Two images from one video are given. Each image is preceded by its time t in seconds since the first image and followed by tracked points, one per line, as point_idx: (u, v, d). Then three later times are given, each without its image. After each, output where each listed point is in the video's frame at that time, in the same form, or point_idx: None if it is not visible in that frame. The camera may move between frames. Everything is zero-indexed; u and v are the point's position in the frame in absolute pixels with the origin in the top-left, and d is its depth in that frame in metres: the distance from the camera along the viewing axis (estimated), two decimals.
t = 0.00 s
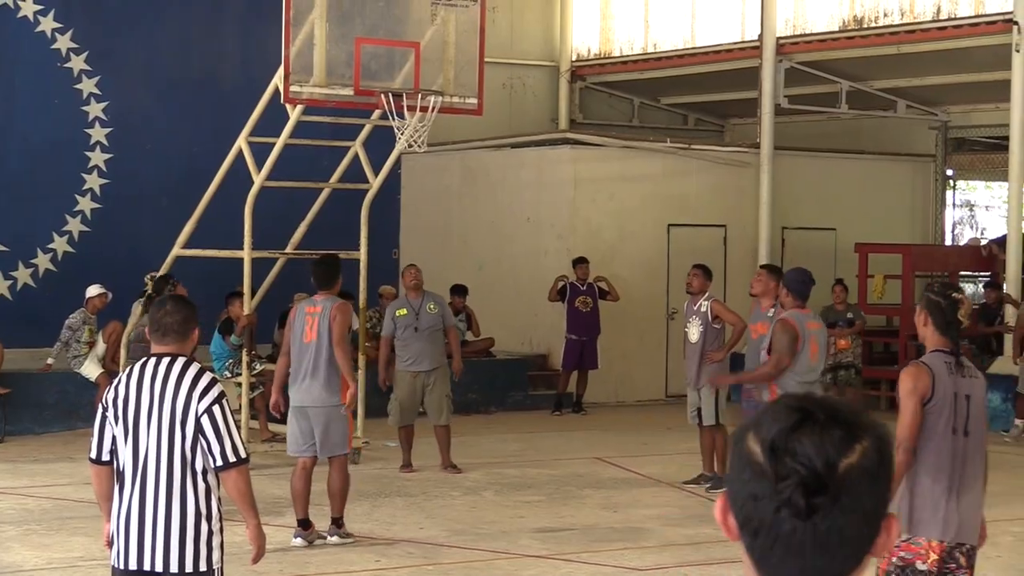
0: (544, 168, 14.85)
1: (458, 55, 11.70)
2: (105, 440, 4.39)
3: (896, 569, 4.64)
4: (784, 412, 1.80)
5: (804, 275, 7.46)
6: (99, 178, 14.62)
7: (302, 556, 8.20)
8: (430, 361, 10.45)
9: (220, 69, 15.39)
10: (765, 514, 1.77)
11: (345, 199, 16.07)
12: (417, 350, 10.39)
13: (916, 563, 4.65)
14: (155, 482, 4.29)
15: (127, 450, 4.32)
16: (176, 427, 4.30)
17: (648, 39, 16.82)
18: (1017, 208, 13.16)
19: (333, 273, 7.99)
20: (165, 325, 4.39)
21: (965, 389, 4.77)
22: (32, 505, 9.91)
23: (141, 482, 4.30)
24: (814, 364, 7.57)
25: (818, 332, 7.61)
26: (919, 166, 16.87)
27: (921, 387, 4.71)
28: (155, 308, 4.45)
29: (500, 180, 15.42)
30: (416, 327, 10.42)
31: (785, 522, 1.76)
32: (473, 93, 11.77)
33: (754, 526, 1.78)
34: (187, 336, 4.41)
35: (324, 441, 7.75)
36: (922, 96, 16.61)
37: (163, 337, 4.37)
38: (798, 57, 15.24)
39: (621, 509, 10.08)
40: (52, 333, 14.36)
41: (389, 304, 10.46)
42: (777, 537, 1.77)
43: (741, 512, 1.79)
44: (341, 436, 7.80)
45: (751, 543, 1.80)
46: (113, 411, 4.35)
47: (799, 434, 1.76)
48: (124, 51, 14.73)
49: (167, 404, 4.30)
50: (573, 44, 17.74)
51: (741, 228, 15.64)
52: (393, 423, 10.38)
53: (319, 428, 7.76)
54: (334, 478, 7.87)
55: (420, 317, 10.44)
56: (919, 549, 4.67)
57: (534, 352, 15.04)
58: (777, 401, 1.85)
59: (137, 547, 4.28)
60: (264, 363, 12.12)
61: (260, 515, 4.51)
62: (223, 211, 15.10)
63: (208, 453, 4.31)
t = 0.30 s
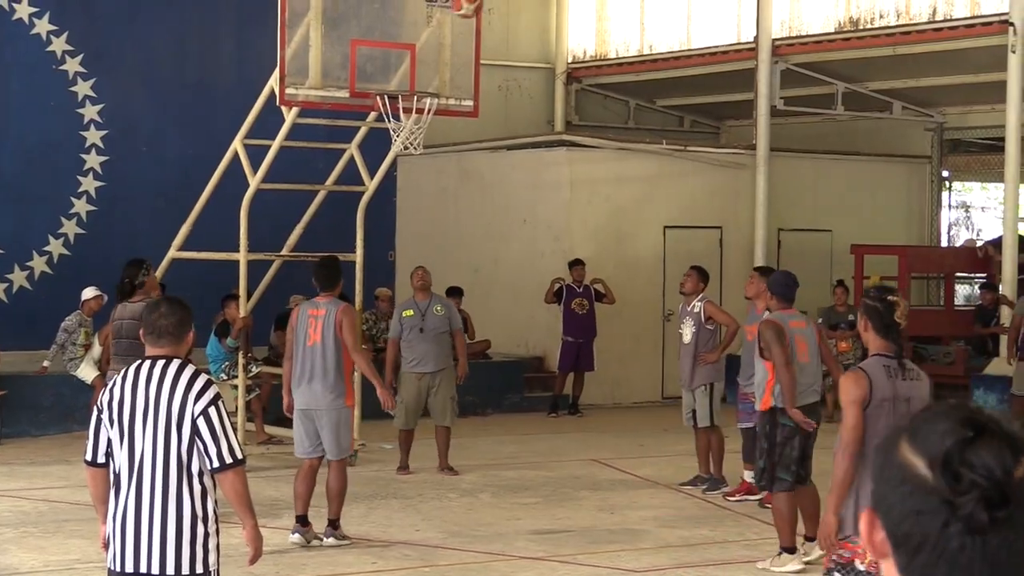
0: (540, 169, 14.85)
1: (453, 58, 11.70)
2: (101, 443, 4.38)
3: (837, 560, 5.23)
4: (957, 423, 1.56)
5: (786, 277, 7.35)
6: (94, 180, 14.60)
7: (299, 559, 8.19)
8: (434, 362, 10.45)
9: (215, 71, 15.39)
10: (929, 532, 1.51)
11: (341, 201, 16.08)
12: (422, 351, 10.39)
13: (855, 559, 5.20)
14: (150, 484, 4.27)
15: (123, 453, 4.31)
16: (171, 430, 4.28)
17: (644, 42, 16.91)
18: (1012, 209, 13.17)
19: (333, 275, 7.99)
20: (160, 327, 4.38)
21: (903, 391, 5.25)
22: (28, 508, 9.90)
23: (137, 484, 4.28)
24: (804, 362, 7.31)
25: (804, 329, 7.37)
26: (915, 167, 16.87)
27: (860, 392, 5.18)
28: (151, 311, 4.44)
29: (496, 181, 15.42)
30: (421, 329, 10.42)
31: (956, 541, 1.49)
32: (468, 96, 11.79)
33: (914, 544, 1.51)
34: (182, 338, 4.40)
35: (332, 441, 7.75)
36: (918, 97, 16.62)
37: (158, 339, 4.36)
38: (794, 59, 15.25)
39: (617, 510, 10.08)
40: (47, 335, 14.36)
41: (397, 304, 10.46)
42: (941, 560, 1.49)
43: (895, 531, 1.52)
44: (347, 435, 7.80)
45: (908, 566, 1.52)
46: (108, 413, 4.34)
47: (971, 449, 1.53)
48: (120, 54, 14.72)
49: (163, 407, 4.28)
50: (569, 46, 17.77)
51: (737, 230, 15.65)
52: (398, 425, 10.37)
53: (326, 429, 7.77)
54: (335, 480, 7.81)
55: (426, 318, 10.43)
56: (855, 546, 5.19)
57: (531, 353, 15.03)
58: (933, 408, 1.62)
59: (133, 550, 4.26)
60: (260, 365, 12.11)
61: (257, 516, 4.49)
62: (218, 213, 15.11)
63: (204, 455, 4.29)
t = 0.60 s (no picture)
0: (537, 169, 14.85)
1: (449, 58, 11.70)
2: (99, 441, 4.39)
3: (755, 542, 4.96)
4: None
5: (784, 283, 7.04)
6: (90, 180, 14.61)
7: (296, 559, 8.19)
8: (439, 362, 10.43)
9: (212, 71, 15.39)
10: None
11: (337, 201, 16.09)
12: (427, 350, 10.38)
13: (772, 542, 4.97)
14: (146, 484, 4.27)
15: (119, 452, 4.31)
16: (166, 430, 4.26)
17: (640, 42, 16.92)
18: (1009, 209, 13.17)
19: (332, 274, 7.96)
20: (155, 328, 4.38)
21: (834, 385, 5.02)
22: (24, 508, 9.89)
23: (132, 484, 4.28)
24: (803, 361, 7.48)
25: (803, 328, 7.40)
26: (911, 167, 16.90)
27: (785, 385, 4.95)
28: (146, 311, 4.45)
29: (493, 181, 15.42)
30: (427, 328, 10.41)
31: None
32: (464, 96, 11.78)
33: None
34: (176, 339, 4.40)
35: (327, 439, 7.71)
36: (914, 97, 16.64)
37: (151, 339, 4.37)
38: (791, 59, 15.26)
39: (614, 510, 10.08)
40: (44, 335, 14.36)
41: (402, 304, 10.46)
42: None
43: (1004, 560, 1.68)
44: (343, 433, 7.75)
45: None
46: (105, 413, 4.34)
47: None
48: (116, 54, 14.73)
49: (158, 407, 4.27)
50: (566, 47, 17.78)
51: (734, 229, 15.66)
52: (402, 424, 10.37)
53: (322, 427, 7.75)
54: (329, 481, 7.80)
55: (432, 318, 10.42)
56: (775, 530, 4.96)
57: (528, 353, 15.04)
58: None
59: (129, 550, 4.26)
60: (256, 366, 12.11)
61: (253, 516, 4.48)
62: (214, 213, 15.11)
63: (199, 455, 4.28)
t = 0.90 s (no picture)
0: (534, 170, 14.85)
1: (447, 58, 11.70)
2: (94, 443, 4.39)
3: (738, 552, 5.20)
4: None
5: (797, 283, 6.77)
6: (88, 180, 14.61)
7: (294, 559, 8.18)
8: (446, 361, 10.44)
9: (209, 70, 15.38)
10: None
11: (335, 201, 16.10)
12: (434, 348, 10.35)
13: (754, 542, 5.22)
14: (139, 483, 4.25)
15: (112, 452, 4.30)
16: (159, 429, 4.25)
17: (638, 42, 16.90)
18: (1006, 209, 13.19)
19: (330, 275, 7.83)
20: (145, 327, 4.40)
21: (783, 379, 5.21)
22: (21, 508, 9.88)
23: (125, 484, 4.26)
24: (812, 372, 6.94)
25: (815, 336, 6.91)
26: (907, 167, 16.94)
27: (736, 383, 5.13)
28: (138, 312, 4.46)
29: (490, 182, 15.42)
30: (436, 325, 10.39)
31: None
32: (462, 95, 11.78)
33: None
34: (167, 336, 4.40)
35: (318, 440, 7.77)
36: (910, 97, 16.67)
37: (144, 338, 4.38)
38: (788, 59, 15.27)
39: (611, 510, 10.08)
40: (41, 336, 14.34)
41: (411, 301, 10.43)
42: None
43: None
44: (335, 433, 7.78)
45: None
46: (99, 414, 4.34)
47: None
48: (113, 54, 14.72)
49: (150, 406, 4.26)
50: (563, 47, 17.78)
51: (731, 230, 15.67)
52: (404, 422, 10.33)
53: (312, 428, 7.79)
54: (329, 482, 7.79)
55: (440, 316, 10.43)
56: (755, 530, 5.22)
57: (525, 353, 15.04)
58: None
59: (122, 550, 4.24)
60: (254, 366, 12.10)
61: (276, 514, 4.40)
62: (212, 214, 15.10)
63: (192, 453, 4.26)
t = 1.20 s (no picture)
0: (530, 169, 14.85)
1: (443, 57, 11.70)
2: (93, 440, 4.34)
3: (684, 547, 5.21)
4: None
5: (812, 283, 7.03)
6: (84, 179, 14.61)
7: (290, 559, 8.18)
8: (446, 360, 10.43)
9: (205, 70, 15.38)
10: None
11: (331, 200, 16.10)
12: (434, 348, 10.33)
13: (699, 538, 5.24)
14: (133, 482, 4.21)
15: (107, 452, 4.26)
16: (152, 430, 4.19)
17: (634, 41, 16.89)
18: (1002, 208, 13.20)
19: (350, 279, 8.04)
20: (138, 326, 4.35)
21: (733, 378, 5.35)
22: (17, 508, 9.87)
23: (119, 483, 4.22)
24: (828, 374, 6.84)
25: (831, 338, 6.87)
26: (904, 166, 16.96)
27: (704, 379, 5.18)
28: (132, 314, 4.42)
29: (486, 180, 15.42)
30: (438, 325, 10.37)
31: None
32: (458, 95, 11.78)
33: None
34: (153, 334, 4.32)
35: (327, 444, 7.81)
36: (907, 96, 16.67)
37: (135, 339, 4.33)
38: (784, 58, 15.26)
39: (607, 510, 10.08)
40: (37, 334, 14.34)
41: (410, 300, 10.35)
42: None
43: None
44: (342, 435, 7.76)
45: None
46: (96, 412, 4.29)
47: None
48: (108, 52, 14.71)
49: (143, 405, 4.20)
50: (559, 46, 17.78)
51: (727, 228, 15.67)
52: (401, 421, 10.33)
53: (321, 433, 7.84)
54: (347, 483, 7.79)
55: (440, 315, 10.38)
56: (701, 526, 5.24)
57: (521, 352, 15.04)
58: None
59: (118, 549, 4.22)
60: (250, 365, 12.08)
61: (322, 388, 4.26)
62: (208, 213, 15.10)
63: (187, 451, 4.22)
